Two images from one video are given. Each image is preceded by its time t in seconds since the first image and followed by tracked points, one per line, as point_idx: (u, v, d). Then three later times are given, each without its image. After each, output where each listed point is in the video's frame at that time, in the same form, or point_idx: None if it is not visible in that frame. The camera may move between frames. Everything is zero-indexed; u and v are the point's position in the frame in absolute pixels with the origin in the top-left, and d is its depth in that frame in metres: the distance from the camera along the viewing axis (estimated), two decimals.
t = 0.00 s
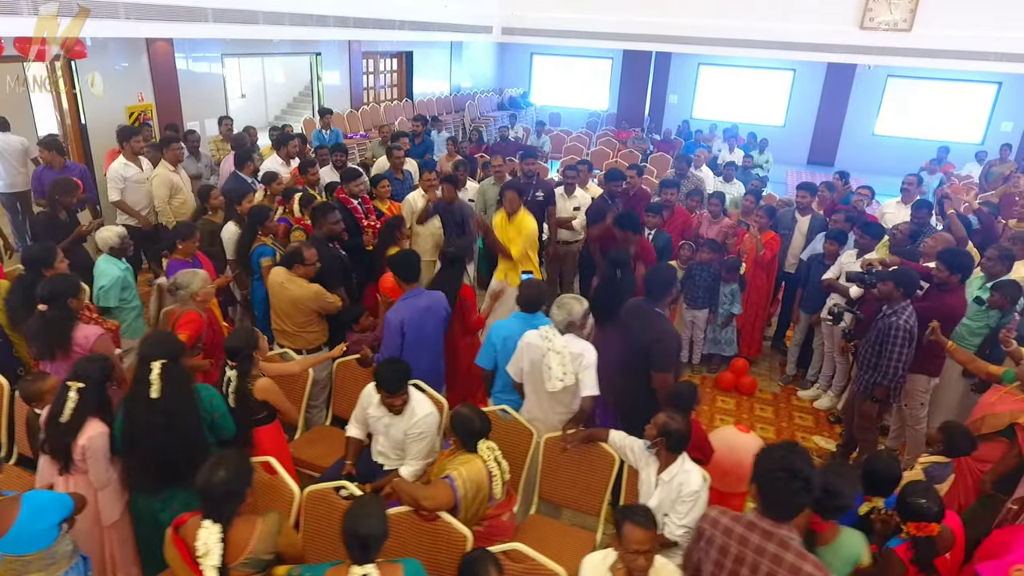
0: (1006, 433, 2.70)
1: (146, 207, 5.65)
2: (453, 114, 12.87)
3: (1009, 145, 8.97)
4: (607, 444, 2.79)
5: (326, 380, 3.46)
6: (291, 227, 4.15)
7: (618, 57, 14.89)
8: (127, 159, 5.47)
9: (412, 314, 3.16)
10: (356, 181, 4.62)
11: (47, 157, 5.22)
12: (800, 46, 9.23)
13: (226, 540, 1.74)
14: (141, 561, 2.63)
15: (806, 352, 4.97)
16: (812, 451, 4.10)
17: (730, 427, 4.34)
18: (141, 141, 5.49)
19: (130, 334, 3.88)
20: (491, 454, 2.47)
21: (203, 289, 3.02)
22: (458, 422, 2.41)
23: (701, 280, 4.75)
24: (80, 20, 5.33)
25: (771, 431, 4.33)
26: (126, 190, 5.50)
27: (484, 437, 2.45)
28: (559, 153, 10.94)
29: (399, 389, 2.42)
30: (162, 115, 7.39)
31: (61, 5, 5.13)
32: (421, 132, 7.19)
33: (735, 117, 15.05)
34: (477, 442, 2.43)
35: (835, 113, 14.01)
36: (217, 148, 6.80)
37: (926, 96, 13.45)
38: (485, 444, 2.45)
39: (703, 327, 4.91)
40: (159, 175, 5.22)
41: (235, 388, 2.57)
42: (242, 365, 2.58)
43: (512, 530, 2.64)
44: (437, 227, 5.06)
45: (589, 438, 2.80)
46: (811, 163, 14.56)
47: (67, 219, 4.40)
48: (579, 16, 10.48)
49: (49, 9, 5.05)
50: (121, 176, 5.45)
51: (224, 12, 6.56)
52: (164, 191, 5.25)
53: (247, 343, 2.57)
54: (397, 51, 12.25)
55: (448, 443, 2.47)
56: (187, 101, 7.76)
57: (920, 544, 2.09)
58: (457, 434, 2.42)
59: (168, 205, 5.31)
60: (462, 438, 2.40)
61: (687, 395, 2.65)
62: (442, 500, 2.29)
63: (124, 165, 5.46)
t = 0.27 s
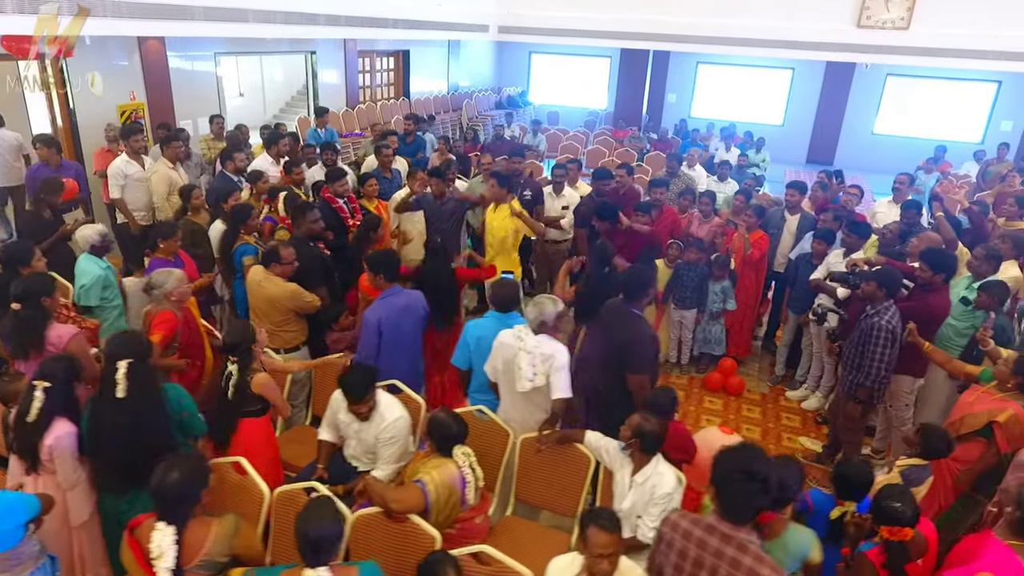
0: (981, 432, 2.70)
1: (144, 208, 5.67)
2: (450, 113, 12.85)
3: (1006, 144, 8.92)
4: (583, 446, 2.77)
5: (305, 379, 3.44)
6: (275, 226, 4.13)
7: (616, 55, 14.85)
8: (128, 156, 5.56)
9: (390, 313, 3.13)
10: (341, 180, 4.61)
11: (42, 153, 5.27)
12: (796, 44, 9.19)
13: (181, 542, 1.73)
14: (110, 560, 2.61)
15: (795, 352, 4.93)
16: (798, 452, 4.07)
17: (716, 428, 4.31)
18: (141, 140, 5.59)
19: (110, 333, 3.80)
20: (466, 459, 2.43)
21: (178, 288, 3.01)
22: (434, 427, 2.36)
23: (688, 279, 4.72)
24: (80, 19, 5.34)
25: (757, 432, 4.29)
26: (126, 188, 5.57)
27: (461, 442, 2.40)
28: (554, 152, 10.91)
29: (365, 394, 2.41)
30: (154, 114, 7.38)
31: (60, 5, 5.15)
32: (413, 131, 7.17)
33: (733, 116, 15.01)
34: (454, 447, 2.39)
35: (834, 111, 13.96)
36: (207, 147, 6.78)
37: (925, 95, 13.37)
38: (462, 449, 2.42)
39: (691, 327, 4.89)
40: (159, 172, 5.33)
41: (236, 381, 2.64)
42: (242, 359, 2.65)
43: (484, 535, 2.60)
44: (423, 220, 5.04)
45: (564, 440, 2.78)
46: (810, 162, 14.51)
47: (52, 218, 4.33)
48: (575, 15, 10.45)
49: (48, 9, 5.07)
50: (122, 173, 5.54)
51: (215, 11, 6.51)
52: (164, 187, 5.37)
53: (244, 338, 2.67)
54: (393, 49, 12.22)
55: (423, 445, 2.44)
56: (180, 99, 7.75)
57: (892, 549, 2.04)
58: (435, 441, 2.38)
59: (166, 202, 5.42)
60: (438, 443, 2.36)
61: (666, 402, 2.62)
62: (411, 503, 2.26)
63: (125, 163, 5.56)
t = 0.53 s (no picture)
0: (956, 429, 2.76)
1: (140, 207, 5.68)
2: (448, 112, 12.83)
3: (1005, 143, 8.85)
4: (559, 447, 2.74)
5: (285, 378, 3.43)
6: (259, 225, 4.12)
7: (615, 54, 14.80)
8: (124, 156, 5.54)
9: (370, 314, 3.07)
10: (327, 179, 4.60)
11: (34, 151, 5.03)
12: (793, 43, 9.15)
13: (135, 543, 1.71)
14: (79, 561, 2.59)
15: (784, 352, 4.90)
16: (784, 453, 4.03)
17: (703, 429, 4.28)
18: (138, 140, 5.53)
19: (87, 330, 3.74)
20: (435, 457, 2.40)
21: (154, 287, 2.99)
22: (397, 427, 2.32)
23: (676, 278, 4.70)
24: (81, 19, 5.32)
25: (744, 432, 4.26)
26: (121, 187, 5.55)
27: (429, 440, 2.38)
28: (551, 151, 10.88)
29: (306, 415, 2.34)
30: (148, 112, 7.38)
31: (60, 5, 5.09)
32: (405, 129, 7.16)
33: (733, 115, 14.95)
34: (422, 445, 2.37)
35: (834, 110, 13.89)
36: (199, 146, 6.77)
37: (926, 94, 13.29)
38: (429, 446, 2.38)
39: (679, 327, 4.85)
40: (158, 171, 5.30)
41: (221, 372, 2.54)
42: (226, 351, 2.54)
43: (458, 537, 2.57)
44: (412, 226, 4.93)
45: (539, 441, 2.76)
46: (810, 161, 14.45)
47: (37, 217, 4.29)
48: (572, 13, 10.43)
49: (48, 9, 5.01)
50: (117, 173, 5.52)
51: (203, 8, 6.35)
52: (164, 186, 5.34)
53: (229, 330, 2.53)
54: (391, 48, 12.22)
55: (393, 448, 2.39)
56: (174, 97, 7.74)
57: (868, 553, 2.00)
58: (399, 438, 2.33)
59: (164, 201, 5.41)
60: (407, 444, 2.32)
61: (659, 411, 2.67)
62: (378, 505, 2.23)
63: (122, 162, 5.53)
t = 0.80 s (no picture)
0: (941, 429, 2.74)
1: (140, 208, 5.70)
2: (449, 111, 12.82)
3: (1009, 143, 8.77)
4: (539, 447, 2.73)
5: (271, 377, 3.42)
6: (248, 224, 4.12)
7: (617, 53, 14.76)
8: (123, 158, 5.49)
9: (355, 313, 3.06)
10: (318, 178, 4.60)
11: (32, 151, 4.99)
12: (794, 42, 9.09)
13: (98, 543, 1.70)
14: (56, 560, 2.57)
15: (778, 353, 4.86)
16: (775, 455, 3.99)
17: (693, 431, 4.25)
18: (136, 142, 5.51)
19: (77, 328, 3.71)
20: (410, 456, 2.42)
21: (136, 285, 2.99)
22: (371, 427, 2.35)
23: (669, 278, 4.67)
24: (80, 19, 5.33)
25: (735, 434, 4.23)
26: (120, 189, 5.54)
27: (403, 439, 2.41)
28: (551, 150, 10.85)
29: (254, 433, 2.33)
30: (145, 111, 7.41)
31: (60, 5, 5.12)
32: (402, 129, 7.16)
33: (736, 114, 14.89)
34: (396, 444, 2.39)
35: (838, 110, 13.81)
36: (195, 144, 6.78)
37: (931, 93, 13.19)
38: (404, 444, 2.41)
39: (672, 327, 4.81)
40: (164, 171, 5.31)
41: (198, 373, 2.59)
42: (201, 351, 2.61)
43: (438, 538, 2.56)
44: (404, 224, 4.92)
45: (520, 442, 2.74)
46: (813, 161, 14.37)
47: (28, 215, 4.30)
48: (573, 12, 10.40)
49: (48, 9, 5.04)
50: (116, 176, 5.50)
51: (199, 7, 6.34)
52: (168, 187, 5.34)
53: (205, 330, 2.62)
54: (392, 47, 12.22)
55: (368, 449, 2.41)
56: (172, 96, 7.77)
57: (848, 554, 1.94)
58: (373, 438, 2.36)
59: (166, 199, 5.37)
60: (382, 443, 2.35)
61: (649, 414, 2.76)
62: (353, 505, 2.23)
63: (121, 164, 5.50)
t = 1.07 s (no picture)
0: (931, 432, 2.65)
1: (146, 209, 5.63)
2: (452, 109, 12.81)
3: (1016, 142, 8.66)
4: (520, 447, 2.70)
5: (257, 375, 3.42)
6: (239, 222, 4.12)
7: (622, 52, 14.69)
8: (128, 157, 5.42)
9: (339, 312, 3.03)
10: (312, 175, 4.60)
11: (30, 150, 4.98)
12: (798, 40, 9.01)
13: (60, 542, 1.70)
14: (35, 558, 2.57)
15: (773, 354, 4.81)
16: (766, 458, 3.95)
17: (685, 432, 4.21)
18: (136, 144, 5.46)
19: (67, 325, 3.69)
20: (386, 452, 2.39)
21: (120, 283, 2.99)
22: (347, 422, 2.33)
23: (663, 278, 4.63)
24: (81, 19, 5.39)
25: (727, 435, 4.19)
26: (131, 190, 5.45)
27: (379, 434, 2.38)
28: (554, 149, 10.82)
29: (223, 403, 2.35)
30: (145, 110, 7.45)
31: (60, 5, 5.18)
32: (400, 127, 7.15)
33: (741, 113, 14.79)
34: (372, 439, 2.37)
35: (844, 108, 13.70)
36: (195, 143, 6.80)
37: (939, 92, 13.05)
38: (379, 441, 2.38)
39: (666, 328, 4.77)
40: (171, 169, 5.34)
41: (177, 373, 2.56)
42: (183, 351, 2.58)
43: (416, 537, 2.52)
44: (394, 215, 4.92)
45: (501, 442, 2.73)
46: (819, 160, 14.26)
47: (22, 212, 4.31)
48: (575, 10, 10.36)
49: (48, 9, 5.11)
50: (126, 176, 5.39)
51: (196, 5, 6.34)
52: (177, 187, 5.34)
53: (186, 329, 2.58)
54: (395, 45, 12.23)
55: (344, 445, 2.39)
56: (172, 95, 7.80)
57: (825, 561, 1.92)
58: (348, 433, 2.33)
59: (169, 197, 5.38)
60: (357, 439, 2.33)
61: (641, 415, 2.66)
62: (325, 503, 2.21)
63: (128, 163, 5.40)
